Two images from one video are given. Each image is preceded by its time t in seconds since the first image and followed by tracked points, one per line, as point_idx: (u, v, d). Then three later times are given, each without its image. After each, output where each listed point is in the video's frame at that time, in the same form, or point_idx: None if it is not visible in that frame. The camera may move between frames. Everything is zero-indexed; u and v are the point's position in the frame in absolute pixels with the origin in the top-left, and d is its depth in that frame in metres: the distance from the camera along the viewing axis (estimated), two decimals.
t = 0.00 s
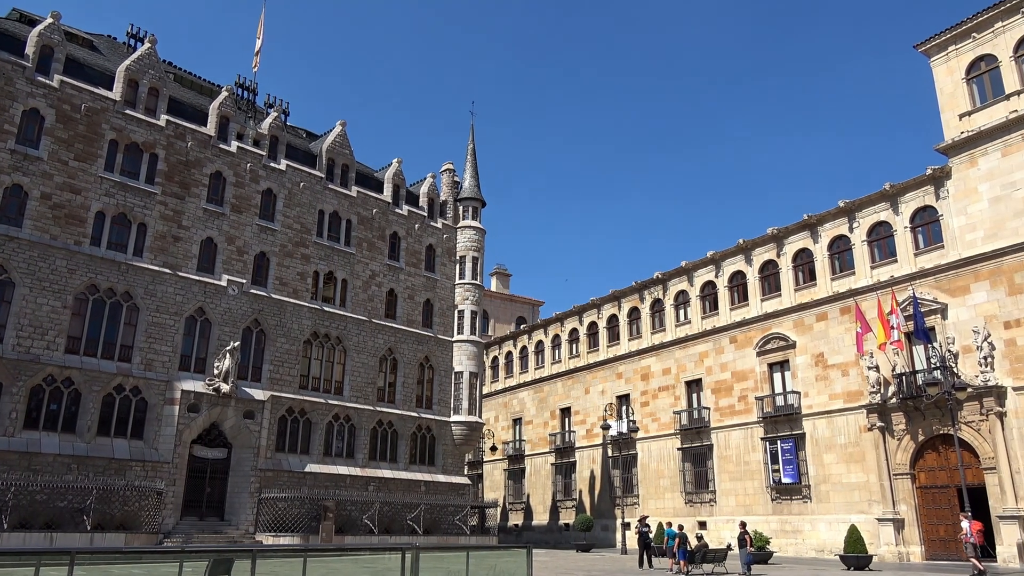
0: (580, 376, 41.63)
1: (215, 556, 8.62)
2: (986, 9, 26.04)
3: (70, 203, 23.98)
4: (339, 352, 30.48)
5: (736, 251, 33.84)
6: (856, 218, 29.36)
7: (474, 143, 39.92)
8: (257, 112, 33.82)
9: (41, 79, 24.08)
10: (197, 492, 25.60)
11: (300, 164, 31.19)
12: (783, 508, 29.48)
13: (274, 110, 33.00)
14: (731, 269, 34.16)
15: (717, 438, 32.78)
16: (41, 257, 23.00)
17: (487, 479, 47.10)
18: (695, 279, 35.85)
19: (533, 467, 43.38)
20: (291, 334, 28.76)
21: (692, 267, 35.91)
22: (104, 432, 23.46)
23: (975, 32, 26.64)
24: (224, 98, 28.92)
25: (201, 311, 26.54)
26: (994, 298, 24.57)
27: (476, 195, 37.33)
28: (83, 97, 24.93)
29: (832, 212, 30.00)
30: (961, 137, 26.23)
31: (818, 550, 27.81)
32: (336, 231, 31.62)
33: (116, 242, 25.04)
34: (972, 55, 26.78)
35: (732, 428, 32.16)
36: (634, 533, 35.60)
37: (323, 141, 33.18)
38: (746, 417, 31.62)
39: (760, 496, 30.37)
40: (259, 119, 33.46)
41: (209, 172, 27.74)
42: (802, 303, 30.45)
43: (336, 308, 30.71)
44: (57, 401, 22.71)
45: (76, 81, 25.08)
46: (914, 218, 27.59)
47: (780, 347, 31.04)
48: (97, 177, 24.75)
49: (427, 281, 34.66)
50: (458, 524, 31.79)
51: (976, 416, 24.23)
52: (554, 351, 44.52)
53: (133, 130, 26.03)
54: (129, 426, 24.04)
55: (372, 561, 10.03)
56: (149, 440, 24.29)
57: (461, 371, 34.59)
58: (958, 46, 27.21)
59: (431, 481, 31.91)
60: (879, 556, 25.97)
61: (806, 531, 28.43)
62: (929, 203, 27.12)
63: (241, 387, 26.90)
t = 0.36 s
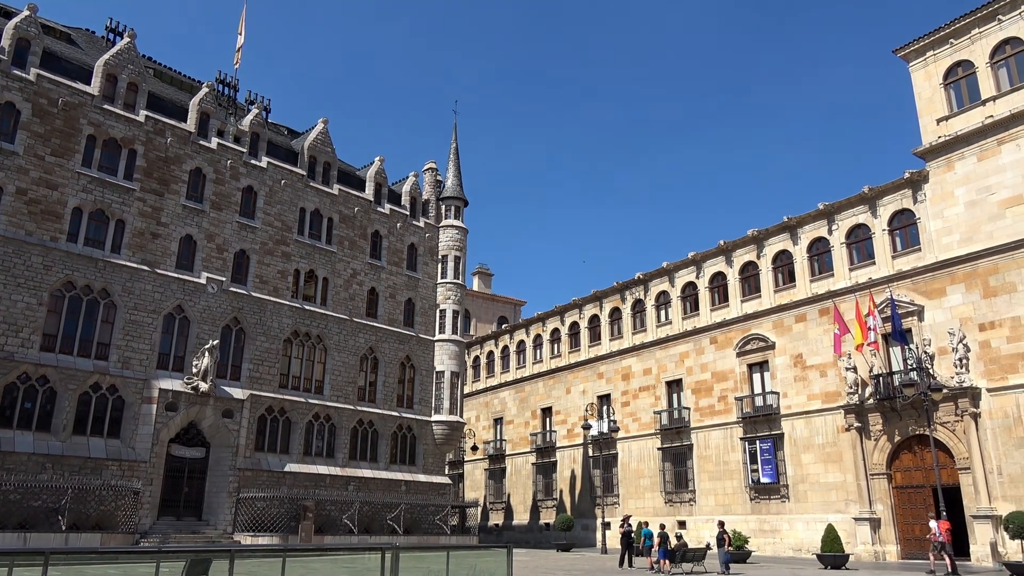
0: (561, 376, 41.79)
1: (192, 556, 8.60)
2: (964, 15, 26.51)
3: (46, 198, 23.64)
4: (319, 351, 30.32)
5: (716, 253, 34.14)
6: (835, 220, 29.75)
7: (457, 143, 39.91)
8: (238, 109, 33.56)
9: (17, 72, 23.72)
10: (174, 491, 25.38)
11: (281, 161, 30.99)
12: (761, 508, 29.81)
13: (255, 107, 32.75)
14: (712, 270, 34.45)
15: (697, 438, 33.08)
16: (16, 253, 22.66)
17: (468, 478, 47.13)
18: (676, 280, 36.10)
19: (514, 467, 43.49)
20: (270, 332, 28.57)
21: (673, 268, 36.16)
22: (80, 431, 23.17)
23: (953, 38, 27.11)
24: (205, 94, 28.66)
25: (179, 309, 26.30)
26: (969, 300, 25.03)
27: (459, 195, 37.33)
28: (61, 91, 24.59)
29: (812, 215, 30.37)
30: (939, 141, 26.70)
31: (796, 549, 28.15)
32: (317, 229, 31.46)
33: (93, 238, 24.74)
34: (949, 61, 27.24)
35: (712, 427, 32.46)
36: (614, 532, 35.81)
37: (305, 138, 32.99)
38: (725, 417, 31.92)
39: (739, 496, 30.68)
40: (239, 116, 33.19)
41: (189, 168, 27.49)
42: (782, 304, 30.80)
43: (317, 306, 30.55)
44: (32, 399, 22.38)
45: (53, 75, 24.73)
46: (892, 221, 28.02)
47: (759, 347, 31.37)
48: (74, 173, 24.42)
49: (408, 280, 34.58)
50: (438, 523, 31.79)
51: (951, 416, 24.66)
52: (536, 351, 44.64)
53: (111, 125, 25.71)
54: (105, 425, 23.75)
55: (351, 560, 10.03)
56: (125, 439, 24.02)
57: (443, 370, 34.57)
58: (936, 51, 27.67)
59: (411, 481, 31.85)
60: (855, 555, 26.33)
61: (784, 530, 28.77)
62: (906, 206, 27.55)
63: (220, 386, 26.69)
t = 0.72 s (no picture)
0: (543, 376, 41.88)
1: (170, 556, 8.53)
2: (942, 22, 26.93)
3: (22, 193, 23.25)
4: (300, 349, 30.12)
5: (698, 254, 34.37)
6: (815, 223, 30.09)
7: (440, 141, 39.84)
8: (219, 105, 33.23)
9: None
10: (152, 490, 25.11)
11: (263, 158, 30.74)
12: (741, 507, 30.08)
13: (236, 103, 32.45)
14: (694, 271, 34.69)
15: (677, 438, 33.31)
16: None
17: (449, 478, 47.09)
18: (658, 280, 36.30)
19: (495, 467, 43.51)
20: (250, 331, 28.32)
21: (654, 269, 36.35)
22: (56, 430, 22.82)
23: (931, 43, 27.53)
24: (185, 89, 28.35)
25: (158, 307, 26.00)
26: (946, 302, 25.43)
27: (441, 194, 37.48)
28: (38, 84, 24.20)
29: (792, 217, 30.69)
30: (917, 146, 27.11)
31: (774, 549, 28.44)
32: (298, 227, 31.25)
33: (71, 234, 24.39)
34: (927, 66, 27.65)
35: (692, 428, 32.69)
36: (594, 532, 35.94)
37: (287, 135, 32.76)
38: (706, 417, 32.17)
39: (719, 496, 30.94)
40: (221, 112, 32.87)
41: (168, 164, 27.19)
42: (763, 305, 31.09)
43: (298, 305, 30.35)
44: (6, 398, 22.00)
45: (31, 68, 24.35)
46: (871, 223, 28.39)
47: (740, 348, 31.64)
48: (51, 168, 24.05)
49: (390, 279, 34.45)
50: (419, 523, 31.72)
51: (927, 417, 25.04)
52: (518, 350, 44.69)
53: (90, 120, 25.34)
54: (82, 424, 23.41)
55: (331, 560, 10.00)
56: (102, 438, 23.70)
57: (424, 369, 34.50)
58: (915, 56, 28.07)
59: (392, 480, 31.76)
60: (833, 555, 26.62)
61: (763, 530, 29.05)
62: (885, 209, 27.93)
63: (198, 384, 26.42)
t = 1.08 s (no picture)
0: (525, 376, 42.04)
1: (147, 556, 8.54)
2: (921, 27, 27.42)
3: None
4: (280, 348, 29.99)
5: (680, 255, 34.68)
6: (796, 225, 30.50)
7: (423, 140, 39.83)
8: (200, 101, 32.99)
9: None
10: (129, 490, 24.91)
11: (244, 156, 30.57)
12: (720, 507, 30.41)
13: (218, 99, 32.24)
14: (675, 272, 35.00)
15: (658, 438, 33.61)
16: None
17: (430, 478, 47.11)
18: (640, 281, 36.58)
19: (476, 466, 43.60)
20: (230, 329, 28.15)
21: (636, 269, 36.63)
22: (31, 428, 22.56)
23: (911, 49, 28.01)
24: (166, 85, 28.12)
25: (136, 304, 25.77)
26: (923, 305, 25.91)
27: (424, 193, 37.36)
28: (14, 78, 23.91)
29: (772, 219, 31.08)
30: (896, 149, 27.59)
31: (752, 548, 28.79)
32: (280, 225, 31.12)
33: (47, 230, 24.12)
34: (907, 71, 28.13)
35: (673, 428, 33.00)
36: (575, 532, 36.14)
37: (269, 132, 32.59)
38: (686, 417, 32.50)
39: (698, 495, 31.26)
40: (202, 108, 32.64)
41: (148, 161, 26.96)
42: (743, 307, 31.45)
43: (278, 303, 30.20)
44: None
45: (7, 61, 24.04)
46: (850, 226, 28.83)
47: (720, 349, 31.98)
48: (28, 163, 23.78)
49: (372, 278, 34.38)
50: (399, 523, 31.70)
51: (904, 418, 25.49)
52: (500, 350, 44.80)
53: (67, 115, 25.07)
54: (57, 422, 23.17)
55: (310, 560, 10.04)
56: (78, 437, 23.46)
57: (406, 369, 34.49)
58: (895, 61, 28.55)
59: (373, 480, 31.71)
60: (811, 554, 27.01)
61: (741, 529, 29.40)
62: (864, 212, 28.38)
63: (177, 382, 26.24)
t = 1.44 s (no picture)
0: (507, 375, 42.07)
1: (125, 556, 8.46)
2: (901, 32, 27.81)
3: None
4: (261, 347, 29.76)
5: (662, 256, 34.88)
6: (776, 227, 30.81)
7: (407, 139, 39.74)
8: (180, 96, 32.64)
9: None
10: (106, 490, 24.59)
11: (225, 152, 30.29)
12: (701, 506, 30.63)
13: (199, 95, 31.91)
14: (657, 273, 35.19)
15: (639, 438, 33.78)
16: None
17: (411, 477, 47.01)
18: (622, 281, 36.75)
19: (458, 466, 43.56)
20: (210, 328, 27.89)
21: (619, 270, 36.79)
22: (6, 427, 22.20)
23: (891, 53, 28.39)
24: (146, 80, 27.79)
25: (115, 302, 25.45)
26: (901, 306, 26.28)
27: (407, 191, 37.48)
28: None
29: (753, 221, 31.37)
30: (875, 153, 27.94)
31: (732, 547, 29.04)
32: (261, 223, 30.88)
33: (23, 226, 23.74)
34: (887, 75, 28.50)
35: (654, 428, 33.19)
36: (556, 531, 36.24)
37: (251, 129, 32.33)
38: (667, 417, 32.71)
39: (679, 495, 31.47)
40: (182, 104, 32.29)
41: (127, 157, 26.63)
42: (723, 307, 31.71)
43: (259, 302, 29.96)
44: None
45: None
46: (830, 228, 29.18)
47: (701, 350, 32.21)
48: (3, 158, 23.38)
49: (354, 277, 34.22)
50: (380, 523, 31.57)
51: (882, 418, 25.85)
52: (482, 350, 44.80)
53: (45, 110, 24.68)
54: (33, 421, 22.83)
55: (291, 559, 9.99)
56: (55, 435, 23.13)
57: (388, 368, 34.60)
58: (875, 65, 28.92)
59: (354, 479, 31.57)
60: (789, 553, 27.28)
61: (721, 528, 29.63)
62: (844, 214, 28.74)
63: (155, 381, 25.96)
